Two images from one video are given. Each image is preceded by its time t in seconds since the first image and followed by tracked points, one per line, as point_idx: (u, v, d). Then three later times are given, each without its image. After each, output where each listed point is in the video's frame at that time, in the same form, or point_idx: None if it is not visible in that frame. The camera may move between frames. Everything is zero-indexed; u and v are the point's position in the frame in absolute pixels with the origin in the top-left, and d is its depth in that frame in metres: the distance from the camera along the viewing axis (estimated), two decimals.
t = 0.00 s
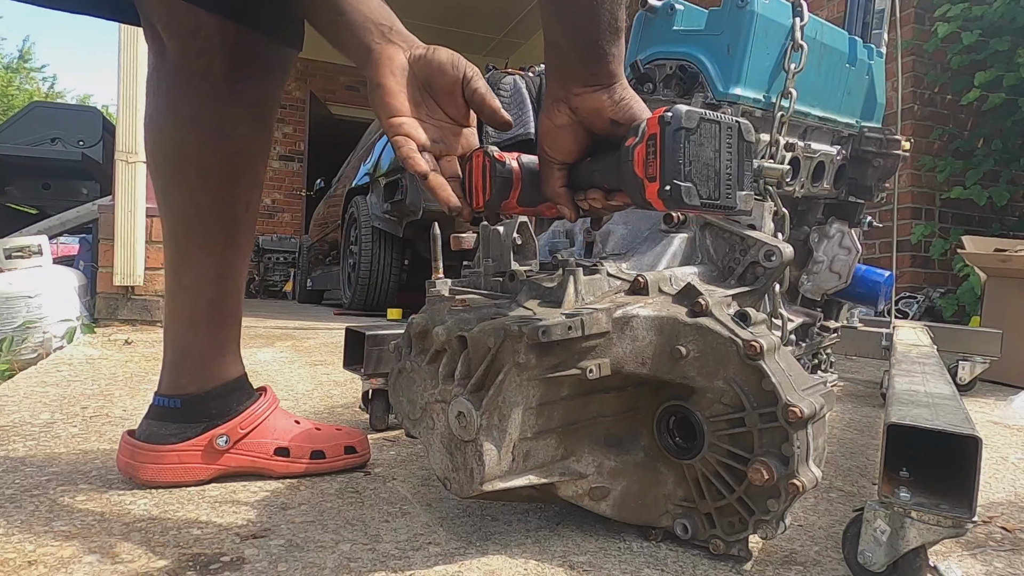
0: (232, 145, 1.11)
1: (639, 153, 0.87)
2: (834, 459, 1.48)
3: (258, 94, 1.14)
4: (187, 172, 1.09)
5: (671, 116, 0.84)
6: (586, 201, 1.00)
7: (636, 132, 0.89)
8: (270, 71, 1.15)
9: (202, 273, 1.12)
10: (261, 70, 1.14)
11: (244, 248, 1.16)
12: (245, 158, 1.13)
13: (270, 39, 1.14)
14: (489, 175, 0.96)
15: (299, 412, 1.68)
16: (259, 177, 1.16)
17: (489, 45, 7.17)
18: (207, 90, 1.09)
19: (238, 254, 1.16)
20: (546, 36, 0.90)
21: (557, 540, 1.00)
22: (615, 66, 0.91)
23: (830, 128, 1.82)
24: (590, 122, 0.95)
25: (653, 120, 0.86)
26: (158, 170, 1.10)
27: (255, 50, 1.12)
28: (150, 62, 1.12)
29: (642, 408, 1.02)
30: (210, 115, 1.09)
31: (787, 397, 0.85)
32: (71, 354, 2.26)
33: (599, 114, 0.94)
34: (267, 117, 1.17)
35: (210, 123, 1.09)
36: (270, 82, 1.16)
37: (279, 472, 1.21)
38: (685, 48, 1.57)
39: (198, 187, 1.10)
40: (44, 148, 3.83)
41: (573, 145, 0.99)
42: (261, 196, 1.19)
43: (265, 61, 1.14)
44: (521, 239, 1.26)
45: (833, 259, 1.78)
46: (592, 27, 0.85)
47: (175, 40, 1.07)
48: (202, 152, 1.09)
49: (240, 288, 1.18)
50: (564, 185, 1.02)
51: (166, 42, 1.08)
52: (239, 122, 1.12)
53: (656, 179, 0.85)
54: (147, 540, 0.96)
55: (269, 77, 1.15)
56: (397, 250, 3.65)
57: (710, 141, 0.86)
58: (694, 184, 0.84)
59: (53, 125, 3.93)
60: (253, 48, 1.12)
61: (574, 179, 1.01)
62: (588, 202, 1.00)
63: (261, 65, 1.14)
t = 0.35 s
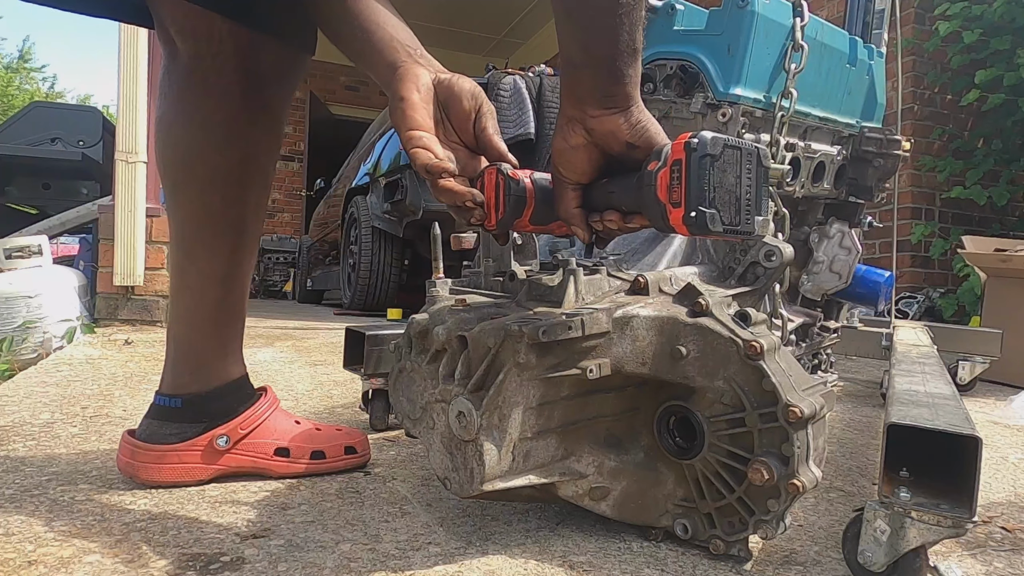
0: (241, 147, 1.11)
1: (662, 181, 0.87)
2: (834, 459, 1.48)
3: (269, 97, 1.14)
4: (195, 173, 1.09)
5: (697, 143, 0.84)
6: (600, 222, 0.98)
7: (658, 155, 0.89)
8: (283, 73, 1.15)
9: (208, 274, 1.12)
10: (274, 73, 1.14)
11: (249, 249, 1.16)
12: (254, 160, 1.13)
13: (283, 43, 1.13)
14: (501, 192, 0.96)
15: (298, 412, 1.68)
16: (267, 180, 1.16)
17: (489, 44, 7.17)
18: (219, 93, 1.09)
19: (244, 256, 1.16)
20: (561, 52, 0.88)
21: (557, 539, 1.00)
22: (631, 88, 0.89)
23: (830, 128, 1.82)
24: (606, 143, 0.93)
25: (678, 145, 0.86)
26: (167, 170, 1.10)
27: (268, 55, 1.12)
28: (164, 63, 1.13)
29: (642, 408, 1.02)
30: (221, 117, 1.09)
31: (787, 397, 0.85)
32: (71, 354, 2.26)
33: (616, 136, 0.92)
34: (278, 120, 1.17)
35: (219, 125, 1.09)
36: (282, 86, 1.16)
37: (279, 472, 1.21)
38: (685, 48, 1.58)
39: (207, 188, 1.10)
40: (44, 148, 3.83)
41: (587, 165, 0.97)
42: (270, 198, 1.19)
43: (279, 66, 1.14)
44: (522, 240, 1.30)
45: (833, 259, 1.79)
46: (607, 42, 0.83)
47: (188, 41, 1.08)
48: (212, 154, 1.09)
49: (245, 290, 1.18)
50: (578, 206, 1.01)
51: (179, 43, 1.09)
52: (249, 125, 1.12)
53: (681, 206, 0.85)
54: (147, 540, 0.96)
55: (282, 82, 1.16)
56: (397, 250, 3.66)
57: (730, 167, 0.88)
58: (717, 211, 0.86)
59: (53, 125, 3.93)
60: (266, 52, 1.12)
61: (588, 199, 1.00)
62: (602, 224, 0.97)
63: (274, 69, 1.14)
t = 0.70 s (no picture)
0: (244, 148, 1.11)
1: (714, 170, 0.87)
2: (834, 459, 1.48)
3: (273, 98, 1.14)
4: (197, 174, 1.09)
5: (751, 132, 0.85)
6: (636, 216, 0.99)
7: (705, 146, 0.89)
8: (286, 73, 1.15)
9: (208, 274, 1.12)
10: (278, 74, 1.14)
11: (251, 250, 1.16)
12: (256, 161, 1.13)
13: (288, 44, 1.13)
14: (535, 184, 0.95)
15: (299, 413, 1.68)
16: (270, 181, 1.16)
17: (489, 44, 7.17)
18: (221, 93, 1.09)
19: (246, 256, 1.15)
20: (600, 43, 0.89)
21: (558, 540, 1.00)
22: (671, 78, 0.90)
23: (830, 129, 1.83)
24: (645, 133, 0.94)
25: (729, 134, 0.86)
26: (169, 171, 1.11)
27: (272, 56, 1.12)
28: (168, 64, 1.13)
29: (644, 409, 1.02)
30: (224, 118, 1.09)
31: (791, 398, 0.85)
32: (71, 354, 2.26)
33: (657, 127, 0.93)
34: (281, 121, 1.17)
35: (222, 126, 1.10)
36: (287, 88, 1.16)
37: (279, 472, 1.21)
38: (687, 48, 1.61)
39: (208, 189, 1.10)
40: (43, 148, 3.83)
41: (622, 157, 0.98)
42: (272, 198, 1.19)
43: (283, 66, 1.14)
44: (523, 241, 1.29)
45: (833, 259, 1.79)
46: (648, 34, 0.84)
47: (191, 42, 1.08)
48: (215, 155, 1.10)
49: (247, 291, 1.18)
50: (612, 199, 1.01)
51: (182, 44, 1.09)
52: (252, 126, 1.12)
53: (734, 194, 0.85)
54: (147, 540, 0.96)
55: (286, 83, 1.15)
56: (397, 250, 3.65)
57: (778, 157, 0.88)
58: (769, 200, 0.86)
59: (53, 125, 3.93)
60: (270, 52, 1.12)
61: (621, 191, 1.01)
62: (638, 217, 0.98)
63: (278, 70, 1.14)
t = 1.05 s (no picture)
0: (247, 150, 1.12)
1: (707, 173, 0.86)
2: (834, 459, 1.48)
3: (276, 100, 1.14)
4: (200, 175, 1.10)
5: (740, 133, 0.84)
6: (634, 221, 0.97)
7: (698, 150, 0.89)
8: (290, 75, 1.15)
9: (209, 275, 1.12)
10: (281, 76, 1.14)
11: (253, 251, 1.16)
12: (259, 162, 1.13)
13: (291, 46, 1.13)
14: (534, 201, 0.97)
15: (299, 413, 1.69)
16: (272, 183, 1.17)
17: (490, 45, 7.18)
18: (225, 94, 1.09)
19: (247, 257, 1.15)
20: (595, 53, 0.90)
21: (559, 540, 1.00)
22: (664, 89, 0.90)
23: (830, 129, 1.83)
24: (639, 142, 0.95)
25: (719, 137, 0.86)
26: (172, 173, 1.11)
27: (275, 58, 1.12)
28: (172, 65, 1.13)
29: (644, 409, 1.03)
30: (227, 119, 1.10)
31: (792, 398, 0.85)
32: (71, 354, 2.26)
33: (652, 135, 0.93)
34: (284, 122, 1.17)
35: (225, 127, 1.10)
36: (290, 89, 1.16)
37: (278, 472, 1.21)
38: (688, 49, 1.61)
39: (210, 190, 1.10)
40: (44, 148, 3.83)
41: (619, 166, 0.98)
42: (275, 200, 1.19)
43: (286, 68, 1.14)
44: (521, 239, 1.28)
45: (833, 259, 1.79)
46: (642, 41, 0.85)
47: (195, 43, 1.08)
48: (217, 156, 1.10)
49: (247, 292, 1.18)
50: (610, 207, 1.01)
51: (185, 46, 1.09)
52: (255, 127, 1.12)
53: (728, 196, 0.84)
54: (147, 540, 0.96)
55: (289, 84, 1.15)
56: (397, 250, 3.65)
57: (771, 159, 0.87)
58: (764, 200, 0.85)
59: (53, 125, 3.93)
60: (274, 54, 1.12)
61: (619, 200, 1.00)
62: (636, 221, 0.97)
63: (281, 72, 1.14)
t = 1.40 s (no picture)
0: (248, 152, 1.12)
1: (709, 177, 0.86)
2: (834, 459, 1.48)
3: (278, 103, 1.14)
4: (201, 176, 1.10)
5: (743, 137, 0.85)
6: (638, 223, 0.97)
7: (701, 153, 0.88)
8: (292, 77, 1.15)
9: (210, 277, 1.12)
10: (284, 78, 1.14)
11: (253, 252, 1.16)
12: (260, 164, 1.13)
13: (293, 47, 1.13)
14: (536, 202, 0.96)
15: (299, 413, 1.69)
16: (273, 184, 1.17)
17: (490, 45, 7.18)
18: (227, 96, 1.09)
19: (247, 258, 1.15)
20: (598, 56, 0.89)
21: (558, 540, 1.00)
22: (668, 92, 0.90)
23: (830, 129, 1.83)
24: (642, 144, 0.94)
25: (722, 141, 0.86)
26: (174, 174, 1.11)
27: (277, 59, 1.12)
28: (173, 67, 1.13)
29: (644, 409, 1.03)
30: (229, 120, 1.09)
31: (791, 398, 0.85)
32: (71, 354, 2.26)
33: (655, 137, 0.93)
34: (286, 124, 1.17)
35: (227, 129, 1.10)
36: (292, 91, 1.16)
37: (278, 472, 1.21)
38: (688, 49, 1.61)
39: (211, 191, 1.10)
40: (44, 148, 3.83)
41: (622, 168, 0.98)
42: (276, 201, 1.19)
43: (287, 70, 1.14)
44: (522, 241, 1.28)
45: (833, 259, 1.79)
46: (643, 45, 0.84)
47: (196, 45, 1.07)
48: (219, 158, 1.10)
49: (247, 293, 1.18)
50: (613, 209, 1.01)
51: (187, 47, 1.09)
52: (256, 129, 1.12)
53: (731, 200, 0.84)
54: (147, 540, 0.96)
55: (291, 85, 1.15)
56: (397, 250, 3.65)
57: (773, 162, 0.87)
58: (767, 203, 0.85)
59: (53, 125, 3.93)
60: (276, 55, 1.12)
61: (623, 201, 1.00)
62: (639, 224, 0.97)
63: (283, 74, 1.13)
